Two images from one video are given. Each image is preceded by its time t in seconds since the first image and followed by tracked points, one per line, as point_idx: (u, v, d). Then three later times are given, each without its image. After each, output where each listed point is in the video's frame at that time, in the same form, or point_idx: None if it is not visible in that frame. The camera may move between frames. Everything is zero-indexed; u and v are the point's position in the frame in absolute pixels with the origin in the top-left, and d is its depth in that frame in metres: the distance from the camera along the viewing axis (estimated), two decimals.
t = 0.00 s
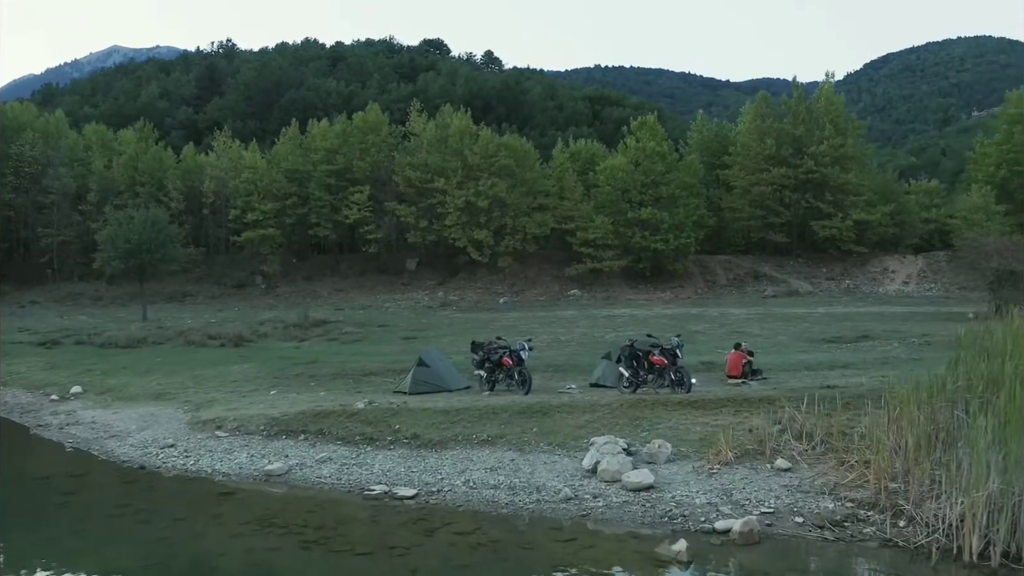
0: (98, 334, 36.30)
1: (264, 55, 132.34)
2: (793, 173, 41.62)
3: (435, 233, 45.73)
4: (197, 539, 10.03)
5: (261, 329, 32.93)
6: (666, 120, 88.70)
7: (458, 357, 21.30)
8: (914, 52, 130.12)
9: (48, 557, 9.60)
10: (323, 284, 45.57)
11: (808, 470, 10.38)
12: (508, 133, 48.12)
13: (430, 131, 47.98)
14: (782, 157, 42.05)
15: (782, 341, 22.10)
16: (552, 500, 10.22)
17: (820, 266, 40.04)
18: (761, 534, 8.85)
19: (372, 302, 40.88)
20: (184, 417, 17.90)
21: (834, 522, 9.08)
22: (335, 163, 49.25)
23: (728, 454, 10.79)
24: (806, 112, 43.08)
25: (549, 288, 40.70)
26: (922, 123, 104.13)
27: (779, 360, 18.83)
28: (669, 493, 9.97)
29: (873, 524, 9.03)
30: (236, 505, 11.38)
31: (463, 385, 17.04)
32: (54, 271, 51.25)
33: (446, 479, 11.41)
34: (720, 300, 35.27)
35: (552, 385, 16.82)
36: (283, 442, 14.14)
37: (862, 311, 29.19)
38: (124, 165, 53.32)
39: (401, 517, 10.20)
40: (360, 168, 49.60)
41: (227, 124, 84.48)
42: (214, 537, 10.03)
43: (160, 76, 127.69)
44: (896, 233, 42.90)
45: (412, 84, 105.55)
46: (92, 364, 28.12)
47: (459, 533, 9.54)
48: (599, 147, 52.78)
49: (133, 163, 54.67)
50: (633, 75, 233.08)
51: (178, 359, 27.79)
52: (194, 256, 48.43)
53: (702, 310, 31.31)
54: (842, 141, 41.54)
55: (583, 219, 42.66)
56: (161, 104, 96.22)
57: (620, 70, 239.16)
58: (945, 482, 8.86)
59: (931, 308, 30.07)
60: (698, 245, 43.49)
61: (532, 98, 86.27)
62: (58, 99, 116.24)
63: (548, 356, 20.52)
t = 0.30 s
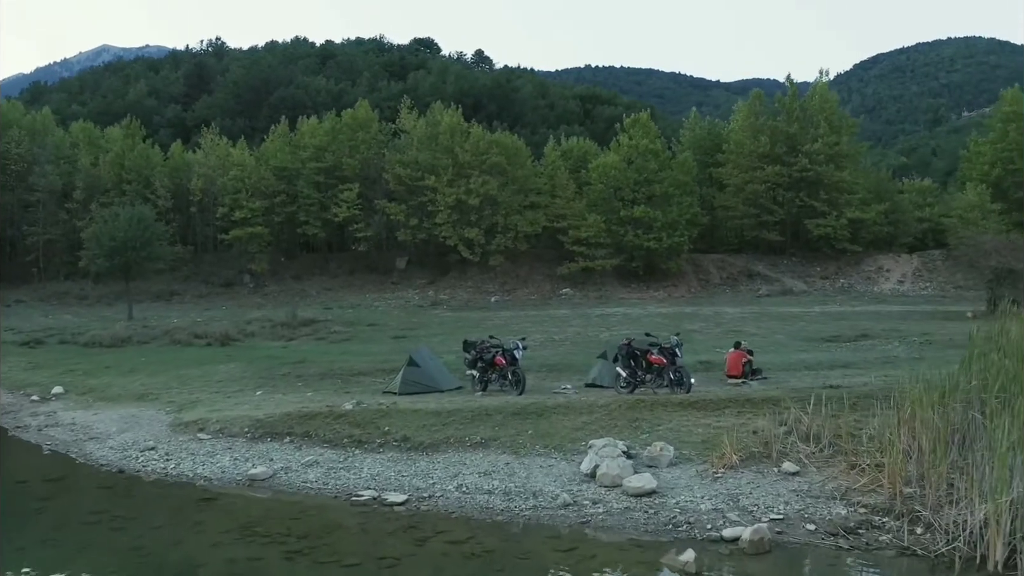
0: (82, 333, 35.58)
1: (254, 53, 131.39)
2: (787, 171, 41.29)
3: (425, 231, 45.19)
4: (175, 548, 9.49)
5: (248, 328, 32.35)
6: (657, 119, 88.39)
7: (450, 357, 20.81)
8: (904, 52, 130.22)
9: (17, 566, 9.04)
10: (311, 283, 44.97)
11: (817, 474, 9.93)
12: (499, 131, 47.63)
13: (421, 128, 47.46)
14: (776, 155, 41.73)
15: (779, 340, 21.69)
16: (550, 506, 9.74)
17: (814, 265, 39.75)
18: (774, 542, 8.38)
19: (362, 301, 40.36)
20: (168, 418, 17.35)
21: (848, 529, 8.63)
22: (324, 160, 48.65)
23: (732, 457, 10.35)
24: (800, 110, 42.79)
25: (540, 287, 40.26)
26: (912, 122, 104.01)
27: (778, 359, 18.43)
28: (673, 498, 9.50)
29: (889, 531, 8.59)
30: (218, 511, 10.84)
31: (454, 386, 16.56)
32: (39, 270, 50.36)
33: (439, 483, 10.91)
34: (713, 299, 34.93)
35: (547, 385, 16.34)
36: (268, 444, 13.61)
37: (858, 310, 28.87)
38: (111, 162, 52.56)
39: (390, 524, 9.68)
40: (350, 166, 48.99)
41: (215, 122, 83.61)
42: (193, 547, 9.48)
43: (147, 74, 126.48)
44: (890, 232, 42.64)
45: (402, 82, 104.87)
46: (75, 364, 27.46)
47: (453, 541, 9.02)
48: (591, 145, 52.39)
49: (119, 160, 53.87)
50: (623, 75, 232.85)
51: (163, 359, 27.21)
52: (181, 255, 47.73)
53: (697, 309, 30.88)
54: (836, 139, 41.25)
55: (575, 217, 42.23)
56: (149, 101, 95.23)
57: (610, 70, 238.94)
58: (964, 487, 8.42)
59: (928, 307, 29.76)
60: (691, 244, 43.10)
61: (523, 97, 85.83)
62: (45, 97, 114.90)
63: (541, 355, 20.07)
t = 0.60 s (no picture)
0: (67, 332, 34.96)
1: (244, 51, 130.52)
2: (781, 169, 41.01)
3: (417, 230, 44.73)
4: (155, 557, 9.02)
5: (236, 327, 31.83)
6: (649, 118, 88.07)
7: (441, 356, 20.37)
8: (895, 52, 130.30)
9: None
10: (301, 282, 44.42)
11: (825, 477, 9.56)
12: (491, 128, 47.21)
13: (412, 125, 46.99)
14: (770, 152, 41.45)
15: (777, 339, 21.32)
16: (547, 512, 9.32)
17: (808, 264, 39.48)
18: (784, 550, 7.97)
19: (352, 300, 39.88)
20: (152, 419, 16.86)
21: (860, 535, 8.25)
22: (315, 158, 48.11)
23: (736, 460, 9.96)
24: (794, 108, 42.51)
25: (533, 286, 39.86)
26: (903, 122, 103.88)
27: (777, 358, 18.06)
28: (675, 503, 9.11)
29: (903, 537, 8.21)
30: (201, 517, 10.36)
31: (446, 386, 16.15)
32: (26, 269, 49.63)
33: (431, 488, 10.48)
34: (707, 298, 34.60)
35: (541, 385, 15.93)
36: (253, 447, 13.15)
37: (855, 309, 28.57)
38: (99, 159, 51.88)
39: (380, 532, 9.24)
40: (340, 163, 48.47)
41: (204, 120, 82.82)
42: (172, 556, 9.01)
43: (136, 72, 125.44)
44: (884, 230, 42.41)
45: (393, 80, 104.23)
46: (60, 364, 26.87)
47: (446, 549, 8.59)
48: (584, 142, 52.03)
49: (108, 158, 53.20)
50: (615, 75, 232.70)
51: (149, 359, 26.69)
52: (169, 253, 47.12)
53: (692, 307, 30.51)
54: (830, 137, 41.00)
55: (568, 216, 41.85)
56: (138, 99, 94.35)
57: (602, 70, 238.76)
58: (981, 491, 8.05)
59: (924, 306, 29.48)
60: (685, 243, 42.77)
61: (515, 95, 85.41)
62: (34, 95, 113.78)
63: (535, 354, 19.65)
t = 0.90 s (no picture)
0: (52, 331, 34.33)
1: (234, 49, 129.65)
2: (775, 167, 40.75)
3: (407, 228, 44.28)
4: (132, 566, 8.58)
5: (223, 326, 31.32)
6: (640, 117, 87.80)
7: (432, 355, 19.95)
8: (885, 52, 130.42)
9: None
10: (290, 281, 43.90)
11: (831, 480, 9.21)
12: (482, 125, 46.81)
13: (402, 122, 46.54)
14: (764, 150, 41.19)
15: (774, 338, 20.96)
16: (543, 517, 8.94)
17: (802, 262, 39.24)
18: (792, 557, 7.61)
19: (342, 299, 39.41)
20: (135, 420, 16.38)
21: (871, 541, 7.89)
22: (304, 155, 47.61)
23: (738, 462, 9.60)
24: (788, 105, 42.25)
25: (525, 284, 39.48)
26: (893, 122, 103.91)
27: (775, 357, 17.70)
28: (677, 508, 8.74)
29: (916, 543, 7.85)
30: (182, 524, 9.92)
31: (436, 385, 15.77)
32: (13, 268, 48.88)
33: (422, 492, 10.08)
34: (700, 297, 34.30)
35: (534, 384, 15.54)
36: (238, 449, 12.72)
37: (850, 308, 28.27)
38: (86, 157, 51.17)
39: (368, 538, 8.83)
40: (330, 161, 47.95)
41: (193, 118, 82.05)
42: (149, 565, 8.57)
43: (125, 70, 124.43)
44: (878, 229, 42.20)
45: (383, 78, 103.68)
46: (43, 364, 26.29)
47: (438, 556, 8.18)
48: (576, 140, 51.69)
49: (95, 155, 52.50)
50: (605, 75, 232.55)
51: (134, 358, 26.16)
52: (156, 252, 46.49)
53: (685, 306, 30.20)
54: (824, 135, 40.77)
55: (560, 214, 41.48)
56: (127, 97, 93.48)
57: (592, 70, 238.65)
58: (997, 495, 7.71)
59: (920, 305, 29.23)
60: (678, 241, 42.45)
61: (505, 93, 84.98)
62: (21, 93, 112.65)
63: (527, 354, 19.24)
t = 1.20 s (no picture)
0: (35, 331, 33.65)
1: (221, 47, 128.61)
2: (768, 165, 40.47)
3: (397, 226, 43.78)
4: None
5: (210, 325, 30.74)
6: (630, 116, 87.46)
7: (422, 355, 19.49)
8: (875, 52, 130.55)
9: None
10: (278, 280, 43.35)
11: (839, 483, 8.82)
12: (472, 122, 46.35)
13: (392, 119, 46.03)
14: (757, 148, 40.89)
15: (771, 337, 20.57)
16: (539, 523, 8.51)
17: (795, 261, 38.97)
18: (803, 565, 7.20)
19: (331, 297, 38.88)
20: (115, 421, 15.86)
21: (885, 548, 7.50)
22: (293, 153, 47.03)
23: (742, 464, 9.20)
24: (781, 103, 41.96)
25: (516, 283, 39.05)
26: (883, 121, 103.97)
27: (773, 356, 17.31)
28: (679, 514, 8.33)
29: (932, 548, 7.47)
30: (159, 531, 9.43)
31: (425, 384, 15.34)
32: None
33: (411, 496, 9.64)
34: (694, 296, 33.92)
35: (527, 384, 15.11)
36: (219, 451, 12.24)
37: (846, 306, 27.94)
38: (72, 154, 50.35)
39: (354, 547, 8.38)
40: (319, 158, 47.38)
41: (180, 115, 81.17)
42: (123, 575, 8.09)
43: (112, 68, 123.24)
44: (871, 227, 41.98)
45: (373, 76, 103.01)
46: (25, 364, 25.65)
47: (429, 566, 7.73)
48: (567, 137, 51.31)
49: (81, 153, 51.72)
50: (595, 75, 232.40)
51: (118, 358, 25.59)
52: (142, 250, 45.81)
53: (678, 305, 29.86)
54: (817, 133, 40.52)
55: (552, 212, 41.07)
56: (114, 95, 92.47)
57: (582, 70, 238.34)
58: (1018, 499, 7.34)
59: (915, 303, 28.96)
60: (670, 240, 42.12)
61: (495, 91, 84.49)
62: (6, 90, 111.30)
63: (519, 353, 18.79)
